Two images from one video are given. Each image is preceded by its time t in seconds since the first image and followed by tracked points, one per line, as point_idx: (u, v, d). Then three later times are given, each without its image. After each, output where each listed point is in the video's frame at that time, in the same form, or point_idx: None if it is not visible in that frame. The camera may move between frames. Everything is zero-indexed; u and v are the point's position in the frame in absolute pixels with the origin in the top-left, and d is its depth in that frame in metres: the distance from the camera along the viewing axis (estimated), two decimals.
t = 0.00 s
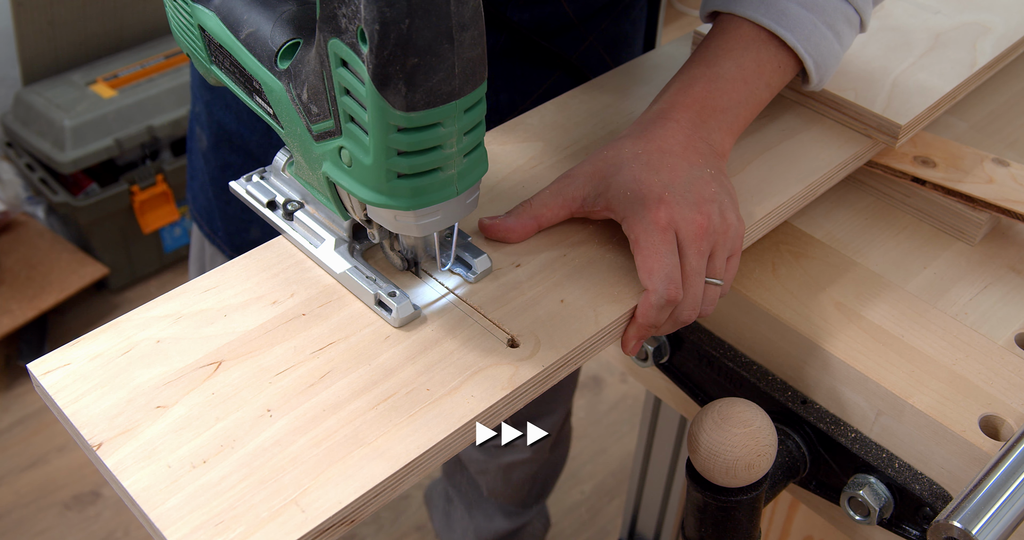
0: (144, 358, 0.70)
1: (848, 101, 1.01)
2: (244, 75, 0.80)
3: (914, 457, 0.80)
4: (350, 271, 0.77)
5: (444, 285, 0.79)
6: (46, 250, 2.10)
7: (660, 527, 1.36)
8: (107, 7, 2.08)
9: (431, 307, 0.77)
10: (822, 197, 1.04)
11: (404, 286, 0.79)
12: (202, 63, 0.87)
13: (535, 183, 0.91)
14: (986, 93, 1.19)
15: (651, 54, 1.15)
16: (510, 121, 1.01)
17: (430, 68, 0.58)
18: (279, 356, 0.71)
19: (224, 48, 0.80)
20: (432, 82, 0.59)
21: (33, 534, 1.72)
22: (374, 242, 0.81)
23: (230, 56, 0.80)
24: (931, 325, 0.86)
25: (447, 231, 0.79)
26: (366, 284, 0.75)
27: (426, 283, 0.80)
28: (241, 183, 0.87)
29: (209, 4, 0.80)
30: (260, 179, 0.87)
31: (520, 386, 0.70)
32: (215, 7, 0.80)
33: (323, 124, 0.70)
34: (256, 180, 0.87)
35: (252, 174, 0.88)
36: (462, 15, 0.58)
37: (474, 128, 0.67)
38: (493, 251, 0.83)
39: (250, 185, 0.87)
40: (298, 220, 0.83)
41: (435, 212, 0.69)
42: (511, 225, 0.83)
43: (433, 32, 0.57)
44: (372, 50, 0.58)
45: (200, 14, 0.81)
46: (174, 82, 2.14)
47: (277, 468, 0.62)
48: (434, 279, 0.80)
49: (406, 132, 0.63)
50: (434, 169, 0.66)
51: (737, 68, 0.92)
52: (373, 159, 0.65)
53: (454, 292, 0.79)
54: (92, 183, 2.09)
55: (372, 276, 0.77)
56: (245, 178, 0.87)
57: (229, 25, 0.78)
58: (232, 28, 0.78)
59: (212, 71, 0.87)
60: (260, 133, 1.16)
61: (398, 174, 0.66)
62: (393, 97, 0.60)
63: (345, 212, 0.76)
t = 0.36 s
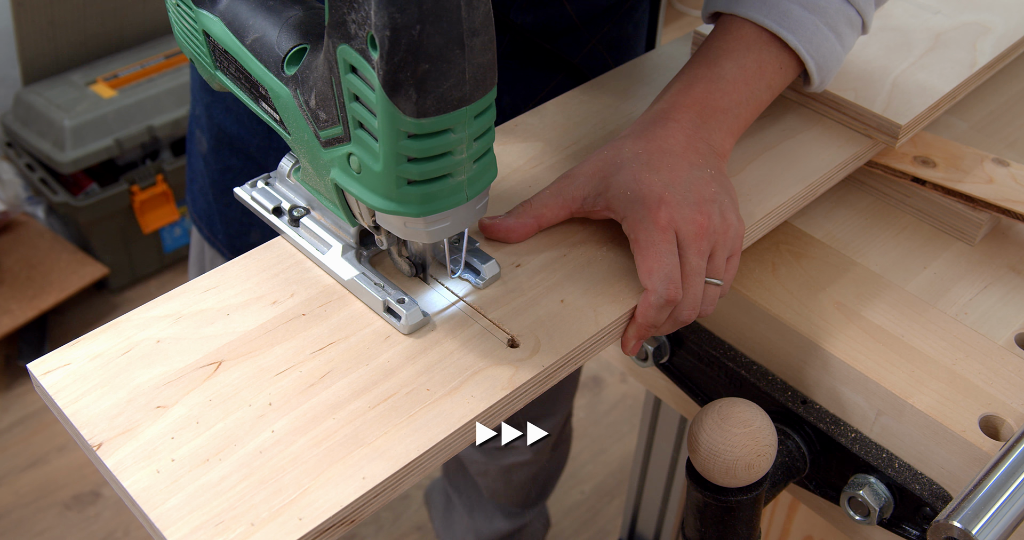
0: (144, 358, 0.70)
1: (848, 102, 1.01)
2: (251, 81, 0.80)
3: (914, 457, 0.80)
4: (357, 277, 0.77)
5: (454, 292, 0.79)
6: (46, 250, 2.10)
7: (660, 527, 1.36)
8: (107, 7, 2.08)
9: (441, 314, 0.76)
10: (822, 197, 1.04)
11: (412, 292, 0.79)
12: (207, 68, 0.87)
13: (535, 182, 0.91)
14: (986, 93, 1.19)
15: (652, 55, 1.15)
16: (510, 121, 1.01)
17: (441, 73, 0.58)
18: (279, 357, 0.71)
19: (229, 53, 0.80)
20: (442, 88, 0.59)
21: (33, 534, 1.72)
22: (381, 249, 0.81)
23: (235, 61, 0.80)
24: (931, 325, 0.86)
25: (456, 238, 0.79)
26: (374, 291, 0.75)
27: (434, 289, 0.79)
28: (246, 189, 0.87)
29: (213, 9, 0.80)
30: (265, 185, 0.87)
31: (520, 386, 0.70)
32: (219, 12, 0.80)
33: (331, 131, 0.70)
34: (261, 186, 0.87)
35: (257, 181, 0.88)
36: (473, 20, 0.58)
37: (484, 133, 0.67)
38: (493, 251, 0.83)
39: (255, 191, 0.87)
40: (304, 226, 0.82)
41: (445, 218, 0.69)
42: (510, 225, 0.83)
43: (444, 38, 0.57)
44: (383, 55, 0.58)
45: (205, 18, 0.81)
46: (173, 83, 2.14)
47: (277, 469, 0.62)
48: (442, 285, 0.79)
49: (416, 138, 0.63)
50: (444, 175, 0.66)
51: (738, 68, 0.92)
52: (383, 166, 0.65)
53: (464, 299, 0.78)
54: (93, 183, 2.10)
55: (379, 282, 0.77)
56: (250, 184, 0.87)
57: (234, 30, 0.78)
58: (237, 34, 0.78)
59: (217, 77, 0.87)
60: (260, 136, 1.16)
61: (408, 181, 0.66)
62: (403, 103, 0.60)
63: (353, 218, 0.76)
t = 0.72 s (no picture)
0: (144, 358, 0.70)
1: (848, 102, 1.01)
2: (255, 86, 0.80)
3: (914, 457, 0.80)
4: (365, 284, 0.76)
5: (462, 298, 0.78)
6: (46, 250, 2.10)
7: (660, 527, 1.36)
8: (107, 6, 2.08)
9: (449, 319, 0.76)
10: (822, 197, 1.04)
11: (420, 298, 0.78)
12: (211, 74, 0.87)
13: (535, 182, 0.91)
14: (986, 93, 1.19)
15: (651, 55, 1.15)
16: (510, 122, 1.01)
17: (451, 79, 0.58)
18: (279, 357, 0.71)
19: (234, 59, 0.80)
20: (453, 94, 0.59)
21: (33, 533, 1.72)
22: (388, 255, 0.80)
23: (240, 67, 0.80)
24: (931, 325, 0.86)
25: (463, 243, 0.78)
26: (382, 298, 0.74)
27: (442, 295, 0.79)
28: (251, 196, 0.87)
29: (218, 15, 0.81)
30: (270, 191, 0.87)
31: (520, 386, 0.70)
32: (224, 17, 0.80)
33: (340, 137, 0.70)
34: (265, 192, 0.86)
35: (262, 187, 0.87)
36: (484, 26, 0.58)
37: (494, 139, 0.67)
38: (493, 251, 0.83)
39: (260, 197, 0.87)
40: (310, 233, 0.82)
41: (454, 224, 0.69)
42: (511, 225, 0.83)
43: (454, 44, 0.57)
44: (393, 62, 0.58)
45: (209, 24, 0.82)
46: (174, 83, 2.14)
47: (278, 469, 0.62)
48: (450, 291, 0.79)
49: (426, 145, 0.63)
50: (454, 182, 0.66)
51: (739, 69, 0.92)
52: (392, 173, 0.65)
53: (472, 305, 0.78)
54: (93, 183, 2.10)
55: (387, 289, 0.76)
56: (255, 190, 0.87)
57: (239, 35, 0.79)
58: (242, 40, 0.78)
59: (221, 82, 0.87)
60: (260, 137, 1.16)
61: (418, 187, 0.66)
62: (414, 109, 0.60)
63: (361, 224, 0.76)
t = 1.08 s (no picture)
0: (144, 359, 0.70)
1: (848, 102, 1.01)
2: (264, 91, 0.80)
3: (914, 457, 0.80)
4: (372, 290, 0.76)
5: (470, 304, 0.78)
6: (46, 250, 2.10)
7: (660, 527, 1.36)
8: (107, 6, 2.08)
9: (456, 326, 0.75)
10: (822, 197, 1.04)
11: (428, 304, 0.78)
12: (220, 78, 0.87)
13: (535, 182, 0.91)
14: (986, 94, 1.19)
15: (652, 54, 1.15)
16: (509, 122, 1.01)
17: (461, 86, 0.58)
18: (279, 357, 0.71)
19: (243, 63, 0.80)
20: (463, 101, 0.59)
21: (33, 533, 1.72)
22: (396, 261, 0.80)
23: (249, 71, 0.80)
24: (931, 325, 0.86)
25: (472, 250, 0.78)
26: (389, 304, 0.74)
27: (450, 302, 0.78)
28: (259, 199, 0.87)
29: (227, 17, 0.81)
30: (278, 195, 0.87)
31: (520, 386, 0.70)
32: (233, 21, 0.80)
33: (348, 142, 0.70)
34: (274, 196, 0.86)
35: (270, 191, 0.87)
36: (494, 32, 0.58)
37: (503, 146, 0.67)
38: (494, 251, 0.83)
39: (268, 201, 0.87)
40: (318, 238, 0.81)
41: (463, 231, 0.69)
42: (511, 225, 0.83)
43: (464, 50, 0.57)
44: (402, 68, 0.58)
45: (218, 27, 0.82)
46: (174, 83, 2.14)
47: (277, 469, 0.62)
48: (458, 298, 0.78)
49: (435, 151, 0.63)
50: (463, 189, 0.66)
51: (741, 70, 0.92)
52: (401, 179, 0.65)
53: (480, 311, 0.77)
54: (93, 183, 2.10)
55: (395, 295, 0.76)
56: (264, 194, 0.87)
57: (247, 38, 0.78)
58: (251, 43, 0.78)
59: (229, 86, 0.87)
60: (260, 140, 1.16)
61: (426, 194, 0.66)
62: (423, 115, 0.60)
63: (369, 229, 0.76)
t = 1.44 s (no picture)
0: (144, 359, 0.70)
1: (848, 102, 1.01)
2: (273, 95, 0.80)
3: (913, 457, 0.80)
4: (381, 296, 0.75)
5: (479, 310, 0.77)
6: (46, 250, 2.10)
7: (660, 527, 1.36)
8: (107, 6, 2.08)
9: (467, 333, 0.75)
10: (822, 197, 1.04)
11: (437, 311, 0.77)
12: (228, 81, 0.87)
13: (535, 182, 0.91)
14: (986, 93, 1.19)
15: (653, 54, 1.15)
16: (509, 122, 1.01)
17: (471, 92, 0.58)
18: (279, 357, 0.71)
19: (251, 67, 0.81)
20: (473, 107, 0.59)
21: (33, 533, 1.72)
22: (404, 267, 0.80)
23: (257, 75, 0.80)
24: (931, 326, 0.86)
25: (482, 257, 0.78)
26: (398, 310, 0.73)
27: (458, 308, 0.78)
28: (267, 204, 0.86)
29: (236, 22, 0.81)
30: (286, 200, 0.86)
31: (520, 386, 0.70)
32: (242, 24, 0.80)
33: (357, 148, 0.70)
34: (282, 200, 0.86)
35: (278, 195, 0.86)
36: (505, 37, 0.58)
37: (513, 153, 0.66)
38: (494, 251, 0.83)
39: (276, 205, 0.86)
40: (326, 242, 0.81)
41: (473, 237, 0.69)
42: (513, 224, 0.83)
43: (475, 57, 0.57)
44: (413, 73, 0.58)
45: (226, 31, 0.82)
46: (174, 83, 2.14)
47: (277, 469, 0.62)
48: (467, 304, 0.78)
49: (445, 158, 0.63)
50: (473, 195, 0.66)
51: (743, 71, 0.92)
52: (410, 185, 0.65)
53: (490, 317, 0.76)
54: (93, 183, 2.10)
55: (403, 301, 0.75)
56: (271, 198, 0.86)
57: (256, 41, 0.79)
58: (261, 47, 0.78)
59: (237, 90, 0.87)
60: (260, 143, 1.16)
61: (436, 201, 0.66)
62: (433, 121, 0.60)
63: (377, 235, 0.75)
